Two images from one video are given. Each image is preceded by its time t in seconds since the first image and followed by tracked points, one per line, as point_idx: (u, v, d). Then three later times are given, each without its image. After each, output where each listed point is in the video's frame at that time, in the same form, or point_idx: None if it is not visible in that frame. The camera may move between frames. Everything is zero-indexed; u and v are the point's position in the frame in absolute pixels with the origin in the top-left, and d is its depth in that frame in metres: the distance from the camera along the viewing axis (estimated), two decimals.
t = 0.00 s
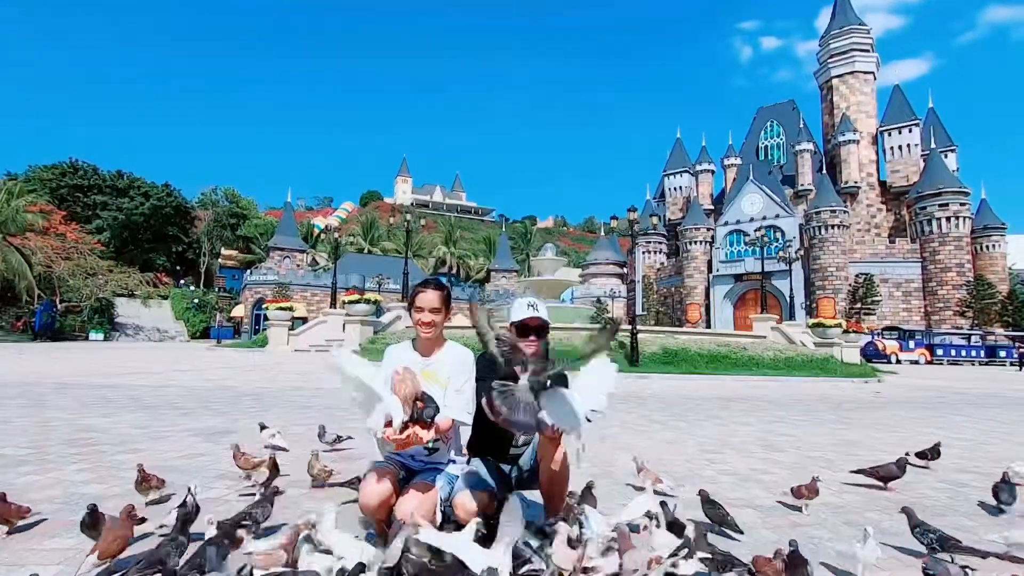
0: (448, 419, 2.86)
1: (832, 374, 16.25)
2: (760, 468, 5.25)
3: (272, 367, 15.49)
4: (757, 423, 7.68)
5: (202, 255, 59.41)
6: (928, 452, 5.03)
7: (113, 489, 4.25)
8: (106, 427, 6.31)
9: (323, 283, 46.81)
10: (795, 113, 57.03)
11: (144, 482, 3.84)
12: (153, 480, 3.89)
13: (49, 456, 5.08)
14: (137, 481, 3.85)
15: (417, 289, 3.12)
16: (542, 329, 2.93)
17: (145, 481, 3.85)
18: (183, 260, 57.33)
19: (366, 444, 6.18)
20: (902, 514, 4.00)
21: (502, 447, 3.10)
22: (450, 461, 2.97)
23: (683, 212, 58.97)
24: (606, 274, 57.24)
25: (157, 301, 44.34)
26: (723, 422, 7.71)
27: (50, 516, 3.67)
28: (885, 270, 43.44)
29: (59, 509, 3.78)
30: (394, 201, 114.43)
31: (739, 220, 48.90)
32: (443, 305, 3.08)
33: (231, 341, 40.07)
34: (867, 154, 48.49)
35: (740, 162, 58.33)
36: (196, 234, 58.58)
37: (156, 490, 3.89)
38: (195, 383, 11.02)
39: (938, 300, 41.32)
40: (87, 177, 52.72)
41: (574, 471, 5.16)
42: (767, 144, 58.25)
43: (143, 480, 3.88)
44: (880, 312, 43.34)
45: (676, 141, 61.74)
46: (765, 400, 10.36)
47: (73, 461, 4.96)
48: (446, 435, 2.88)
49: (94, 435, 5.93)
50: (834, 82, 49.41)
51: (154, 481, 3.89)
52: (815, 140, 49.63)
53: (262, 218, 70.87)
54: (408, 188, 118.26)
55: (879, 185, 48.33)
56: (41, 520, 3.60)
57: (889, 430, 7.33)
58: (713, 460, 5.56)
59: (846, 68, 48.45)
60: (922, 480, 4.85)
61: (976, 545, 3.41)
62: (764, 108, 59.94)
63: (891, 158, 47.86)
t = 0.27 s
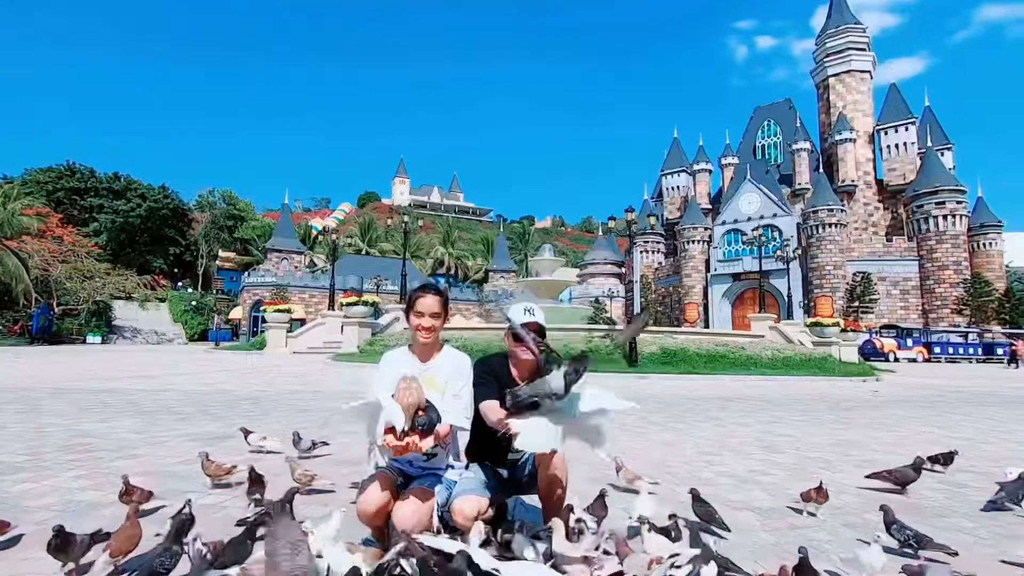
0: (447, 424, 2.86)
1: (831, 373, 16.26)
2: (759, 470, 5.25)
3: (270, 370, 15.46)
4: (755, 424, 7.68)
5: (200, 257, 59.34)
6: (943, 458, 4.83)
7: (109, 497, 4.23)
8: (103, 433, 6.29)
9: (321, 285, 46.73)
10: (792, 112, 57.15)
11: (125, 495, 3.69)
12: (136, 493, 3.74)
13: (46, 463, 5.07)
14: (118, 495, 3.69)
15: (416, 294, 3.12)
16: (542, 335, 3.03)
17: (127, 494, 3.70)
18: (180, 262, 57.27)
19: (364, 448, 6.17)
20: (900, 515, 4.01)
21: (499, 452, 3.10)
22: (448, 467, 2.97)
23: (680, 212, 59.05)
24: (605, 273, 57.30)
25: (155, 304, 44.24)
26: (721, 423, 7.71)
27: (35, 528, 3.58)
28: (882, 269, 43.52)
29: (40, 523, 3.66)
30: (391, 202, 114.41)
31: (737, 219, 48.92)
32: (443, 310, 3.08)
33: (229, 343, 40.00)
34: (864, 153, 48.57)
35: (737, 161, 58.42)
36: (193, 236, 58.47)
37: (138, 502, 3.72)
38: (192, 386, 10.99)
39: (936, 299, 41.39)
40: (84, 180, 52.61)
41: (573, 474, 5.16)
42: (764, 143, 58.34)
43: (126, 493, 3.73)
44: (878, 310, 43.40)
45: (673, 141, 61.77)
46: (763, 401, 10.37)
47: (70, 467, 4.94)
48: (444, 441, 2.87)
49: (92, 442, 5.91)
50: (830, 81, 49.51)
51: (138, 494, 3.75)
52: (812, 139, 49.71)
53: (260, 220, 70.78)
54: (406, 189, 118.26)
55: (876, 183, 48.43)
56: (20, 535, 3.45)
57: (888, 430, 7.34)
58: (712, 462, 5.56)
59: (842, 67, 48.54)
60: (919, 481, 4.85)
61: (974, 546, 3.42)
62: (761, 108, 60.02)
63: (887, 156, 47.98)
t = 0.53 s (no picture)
0: (448, 432, 2.88)
1: (831, 375, 16.25)
2: (759, 474, 5.24)
3: (270, 374, 15.46)
4: (755, 427, 7.67)
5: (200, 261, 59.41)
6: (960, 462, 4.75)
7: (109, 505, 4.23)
8: (103, 440, 6.28)
9: (321, 288, 46.72)
10: (791, 114, 57.23)
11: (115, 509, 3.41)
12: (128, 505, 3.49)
13: (45, 471, 5.06)
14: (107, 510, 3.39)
15: (417, 303, 3.14)
16: (541, 341, 3.01)
17: (116, 507, 3.42)
18: (180, 265, 57.28)
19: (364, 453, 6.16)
20: (900, 521, 4.01)
21: (499, 460, 3.10)
22: (448, 475, 2.97)
23: (680, 214, 59.11)
24: (604, 275, 57.40)
25: (155, 308, 44.26)
26: (721, 427, 7.70)
27: (18, 543, 3.47)
28: (882, 270, 43.54)
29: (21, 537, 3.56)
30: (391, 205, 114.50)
31: (737, 221, 48.96)
32: (444, 319, 3.11)
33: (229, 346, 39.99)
34: (863, 154, 48.61)
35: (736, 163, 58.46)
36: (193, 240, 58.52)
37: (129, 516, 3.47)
38: (193, 391, 10.99)
39: (935, 300, 41.38)
40: (83, 184, 52.61)
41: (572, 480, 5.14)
42: (764, 145, 58.39)
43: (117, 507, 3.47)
44: (878, 312, 43.40)
45: (672, 143, 61.85)
46: (763, 404, 10.36)
47: (69, 475, 4.93)
48: (445, 449, 2.88)
49: (92, 448, 5.91)
50: (829, 83, 49.57)
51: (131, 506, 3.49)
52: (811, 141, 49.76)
53: (260, 223, 70.79)
54: (406, 192, 118.39)
55: (875, 185, 48.48)
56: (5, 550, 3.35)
57: (887, 433, 7.34)
58: (712, 467, 5.56)
59: (841, 69, 48.60)
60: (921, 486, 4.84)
61: (979, 551, 3.40)
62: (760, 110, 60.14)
63: (886, 158, 48.04)
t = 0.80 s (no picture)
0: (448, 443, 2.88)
1: (832, 381, 16.23)
2: (761, 482, 5.23)
3: (271, 380, 15.45)
4: (756, 434, 7.65)
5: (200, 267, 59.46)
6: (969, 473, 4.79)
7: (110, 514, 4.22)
8: (102, 448, 6.26)
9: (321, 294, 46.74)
10: (789, 120, 57.41)
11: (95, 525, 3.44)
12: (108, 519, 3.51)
13: (45, 480, 5.04)
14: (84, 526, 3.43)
15: (418, 315, 3.15)
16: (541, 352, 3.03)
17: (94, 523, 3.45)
18: (180, 271, 57.29)
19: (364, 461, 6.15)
20: (903, 528, 3.99)
21: (499, 469, 3.12)
22: (448, 485, 2.97)
23: (679, 219, 59.21)
24: (604, 281, 57.45)
25: (155, 314, 44.29)
26: (723, 434, 7.68)
27: (17, 554, 3.46)
28: (882, 275, 43.56)
29: (20, 548, 3.54)
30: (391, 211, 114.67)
31: (736, 226, 49.02)
32: (445, 331, 3.13)
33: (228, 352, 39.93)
34: (862, 160, 48.72)
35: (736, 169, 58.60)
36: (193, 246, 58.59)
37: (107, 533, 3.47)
38: (193, 399, 10.97)
39: (936, 304, 41.36)
40: (83, 190, 52.66)
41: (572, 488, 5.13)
42: (763, 150, 58.53)
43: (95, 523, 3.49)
44: (878, 316, 43.38)
45: (672, 148, 62.02)
46: (764, 410, 10.34)
47: (68, 484, 4.91)
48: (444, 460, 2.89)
49: (91, 457, 5.89)
50: (827, 89, 49.74)
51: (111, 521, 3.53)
52: (810, 147, 49.89)
53: (260, 229, 70.86)
54: (405, 198, 118.63)
55: (874, 190, 48.58)
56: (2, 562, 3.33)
57: (888, 439, 7.32)
58: (713, 475, 5.54)
59: (839, 75, 48.78)
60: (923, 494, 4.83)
61: (981, 560, 3.39)
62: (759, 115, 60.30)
63: (885, 163, 48.16)
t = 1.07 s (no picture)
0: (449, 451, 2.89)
1: (833, 386, 16.20)
2: (762, 490, 5.22)
3: (271, 387, 15.43)
4: (756, 441, 7.62)
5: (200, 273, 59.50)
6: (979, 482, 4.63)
7: (111, 522, 4.22)
8: (103, 455, 6.27)
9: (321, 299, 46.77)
10: (789, 125, 57.57)
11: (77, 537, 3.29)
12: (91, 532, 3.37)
13: (44, 487, 5.05)
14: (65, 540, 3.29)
15: (420, 324, 3.15)
16: (541, 359, 3.03)
17: (76, 536, 3.29)
18: (181, 277, 57.41)
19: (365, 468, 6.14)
20: (904, 536, 3.98)
21: (501, 477, 3.13)
22: (448, 492, 2.99)
23: (679, 224, 59.32)
24: (604, 286, 57.47)
25: (155, 319, 44.29)
26: (723, 440, 7.67)
27: (17, 562, 3.45)
28: (882, 280, 43.57)
29: (20, 555, 3.53)
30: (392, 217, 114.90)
31: (737, 232, 49.06)
32: (446, 339, 3.13)
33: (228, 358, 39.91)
34: (862, 165, 48.79)
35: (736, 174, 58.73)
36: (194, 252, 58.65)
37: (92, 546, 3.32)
38: (192, 405, 10.95)
39: (936, 310, 41.31)
40: (84, 197, 52.82)
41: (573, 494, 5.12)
42: (763, 156, 58.65)
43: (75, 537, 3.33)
44: (878, 322, 43.35)
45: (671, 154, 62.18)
46: (765, 416, 10.32)
47: (69, 491, 4.92)
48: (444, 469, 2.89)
49: (91, 464, 5.89)
50: (826, 95, 49.89)
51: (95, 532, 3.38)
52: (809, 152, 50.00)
53: (260, 235, 70.96)
54: (406, 204, 118.90)
55: (874, 195, 48.65)
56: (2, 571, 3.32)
57: (888, 446, 7.31)
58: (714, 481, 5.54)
59: (838, 81, 48.94)
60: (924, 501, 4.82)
61: (981, 567, 3.39)
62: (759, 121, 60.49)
63: (885, 168, 48.26)
